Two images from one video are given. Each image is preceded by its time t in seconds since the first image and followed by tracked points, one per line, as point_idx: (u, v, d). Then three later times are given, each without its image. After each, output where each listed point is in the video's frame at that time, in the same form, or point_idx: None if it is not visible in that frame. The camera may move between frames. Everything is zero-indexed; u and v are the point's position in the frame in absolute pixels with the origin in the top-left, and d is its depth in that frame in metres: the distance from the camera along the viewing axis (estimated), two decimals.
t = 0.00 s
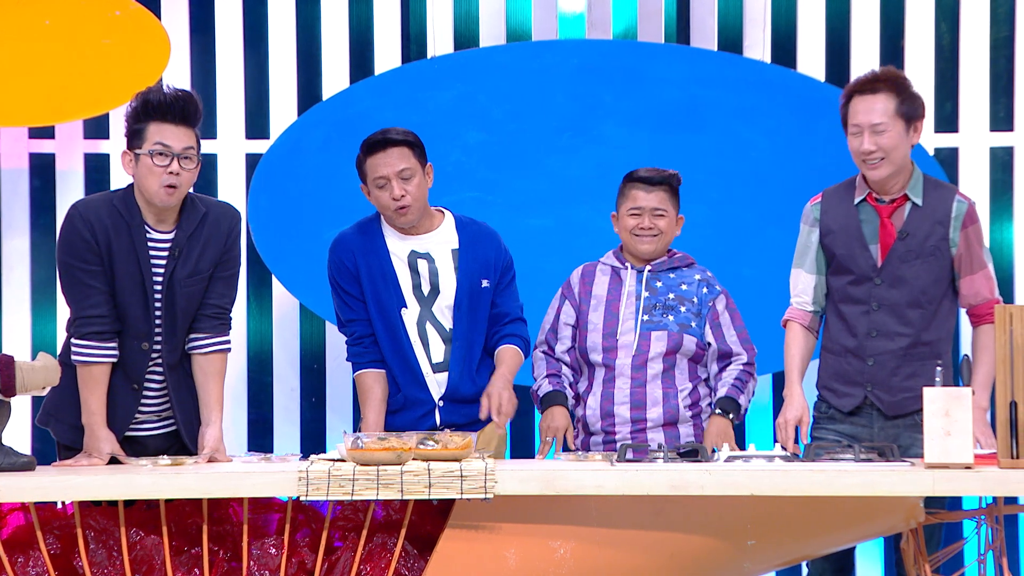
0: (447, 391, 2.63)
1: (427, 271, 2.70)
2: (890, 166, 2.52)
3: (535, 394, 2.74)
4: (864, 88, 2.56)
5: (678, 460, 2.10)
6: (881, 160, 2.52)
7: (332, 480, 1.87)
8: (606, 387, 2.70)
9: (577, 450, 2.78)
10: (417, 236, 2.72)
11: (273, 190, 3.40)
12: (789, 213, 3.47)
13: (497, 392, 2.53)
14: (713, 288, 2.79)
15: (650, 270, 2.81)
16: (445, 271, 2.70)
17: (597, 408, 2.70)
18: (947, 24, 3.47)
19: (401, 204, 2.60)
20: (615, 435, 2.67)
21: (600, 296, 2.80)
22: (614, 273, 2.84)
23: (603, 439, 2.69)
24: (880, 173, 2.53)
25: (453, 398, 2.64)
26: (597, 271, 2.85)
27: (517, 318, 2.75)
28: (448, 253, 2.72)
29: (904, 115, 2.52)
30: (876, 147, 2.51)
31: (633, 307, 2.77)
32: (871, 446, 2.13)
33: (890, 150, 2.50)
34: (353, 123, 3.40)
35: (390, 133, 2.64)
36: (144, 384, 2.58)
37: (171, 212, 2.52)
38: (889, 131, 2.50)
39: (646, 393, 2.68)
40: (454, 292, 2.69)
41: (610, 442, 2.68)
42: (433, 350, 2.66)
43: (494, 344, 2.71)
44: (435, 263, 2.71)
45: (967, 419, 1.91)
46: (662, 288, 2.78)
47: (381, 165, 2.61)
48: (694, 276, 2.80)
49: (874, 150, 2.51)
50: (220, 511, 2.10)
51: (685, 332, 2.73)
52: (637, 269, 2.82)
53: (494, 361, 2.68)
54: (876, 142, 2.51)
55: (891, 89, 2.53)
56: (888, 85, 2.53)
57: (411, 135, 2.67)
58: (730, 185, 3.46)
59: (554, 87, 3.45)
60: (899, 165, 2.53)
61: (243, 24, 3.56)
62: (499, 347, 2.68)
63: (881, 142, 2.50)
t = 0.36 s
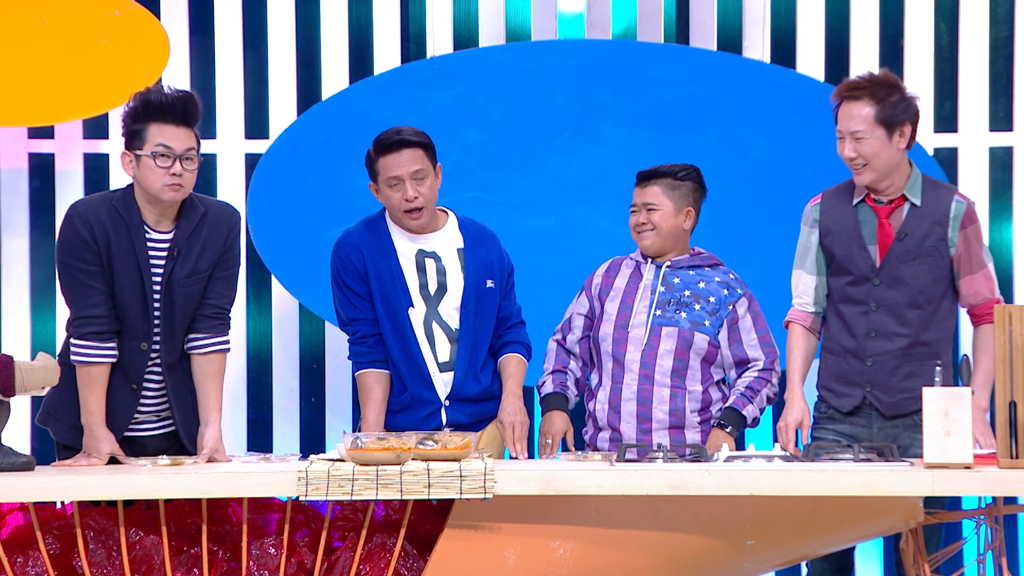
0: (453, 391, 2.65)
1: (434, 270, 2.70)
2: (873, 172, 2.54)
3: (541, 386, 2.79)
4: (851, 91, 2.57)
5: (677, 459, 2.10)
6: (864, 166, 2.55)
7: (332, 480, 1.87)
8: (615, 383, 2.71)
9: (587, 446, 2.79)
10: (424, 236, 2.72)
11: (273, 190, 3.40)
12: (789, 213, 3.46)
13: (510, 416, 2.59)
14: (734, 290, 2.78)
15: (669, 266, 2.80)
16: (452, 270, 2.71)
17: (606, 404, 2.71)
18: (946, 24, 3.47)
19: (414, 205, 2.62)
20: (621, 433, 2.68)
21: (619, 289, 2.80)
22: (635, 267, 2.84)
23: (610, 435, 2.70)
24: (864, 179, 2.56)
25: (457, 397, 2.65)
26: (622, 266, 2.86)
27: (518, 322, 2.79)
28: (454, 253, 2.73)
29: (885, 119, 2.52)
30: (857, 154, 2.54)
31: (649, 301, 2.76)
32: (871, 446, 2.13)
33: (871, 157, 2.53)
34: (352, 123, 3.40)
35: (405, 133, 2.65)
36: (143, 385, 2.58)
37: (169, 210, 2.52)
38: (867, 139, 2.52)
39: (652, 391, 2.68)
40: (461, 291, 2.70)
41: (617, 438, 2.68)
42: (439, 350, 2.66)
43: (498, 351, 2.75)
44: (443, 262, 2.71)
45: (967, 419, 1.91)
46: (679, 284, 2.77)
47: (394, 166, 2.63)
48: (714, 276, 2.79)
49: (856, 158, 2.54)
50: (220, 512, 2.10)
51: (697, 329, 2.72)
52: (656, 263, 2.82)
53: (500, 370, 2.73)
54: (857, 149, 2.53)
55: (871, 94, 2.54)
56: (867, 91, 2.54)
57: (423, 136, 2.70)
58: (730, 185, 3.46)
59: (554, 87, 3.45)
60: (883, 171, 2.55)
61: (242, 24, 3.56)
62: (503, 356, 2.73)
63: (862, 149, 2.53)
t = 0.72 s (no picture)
0: (449, 391, 2.64)
1: (432, 270, 2.70)
2: (870, 173, 2.54)
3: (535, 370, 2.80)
4: (852, 90, 2.56)
5: (676, 459, 2.10)
6: (863, 167, 2.55)
7: (330, 480, 1.87)
8: (620, 385, 2.71)
9: (593, 447, 2.79)
10: (426, 236, 2.72)
11: (272, 190, 3.40)
12: (788, 214, 3.47)
13: (505, 421, 2.54)
14: (737, 289, 2.78)
15: (670, 266, 2.80)
16: (450, 270, 2.71)
17: (612, 406, 2.71)
18: (944, 24, 3.47)
19: (421, 210, 2.63)
20: (627, 434, 2.68)
21: (621, 290, 2.80)
22: (636, 267, 2.84)
23: (616, 436, 2.70)
24: (861, 180, 2.56)
25: (455, 397, 2.65)
26: (625, 266, 2.86)
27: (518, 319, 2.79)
28: (452, 252, 2.73)
29: (885, 120, 2.52)
30: (857, 154, 2.53)
31: (651, 301, 2.76)
32: (870, 446, 2.13)
33: (870, 157, 2.52)
34: (351, 123, 3.41)
35: (416, 137, 2.63)
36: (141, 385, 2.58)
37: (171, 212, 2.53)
38: (867, 139, 2.52)
39: (659, 394, 2.67)
40: (458, 290, 2.71)
41: (624, 440, 2.68)
42: (437, 350, 2.67)
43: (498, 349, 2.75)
44: (440, 263, 2.71)
45: (965, 418, 1.91)
46: (681, 283, 2.76)
47: (403, 169, 2.61)
48: (716, 274, 2.78)
49: (855, 157, 2.54)
50: (218, 512, 2.11)
51: (701, 328, 2.71)
52: (658, 263, 2.82)
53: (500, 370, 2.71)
54: (856, 149, 2.53)
55: (872, 95, 2.53)
56: (869, 91, 2.54)
57: (434, 138, 2.67)
58: (729, 185, 3.46)
59: (552, 87, 3.45)
60: (881, 172, 2.55)
61: (241, 24, 3.56)
62: (503, 353, 2.72)
63: (861, 149, 2.53)
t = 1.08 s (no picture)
0: (447, 391, 2.64)
1: (430, 270, 2.70)
2: (869, 173, 2.54)
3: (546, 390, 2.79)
4: (851, 90, 2.56)
5: (675, 459, 2.10)
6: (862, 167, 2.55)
7: (330, 480, 1.87)
8: (623, 387, 2.70)
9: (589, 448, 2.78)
10: (425, 236, 2.72)
11: (271, 190, 3.40)
12: (787, 213, 3.47)
13: (506, 421, 2.54)
14: (738, 292, 2.79)
15: (671, 266, 2.80)
16: (449, 271, 2.71)
17: (614, 409, 2.70)
18: (943, 24, 3.47)
19: (418, 211, 2.62)
20: (629, 436, 2.67)
21: (623, 290, 2.79)
22: (636, 266, 2.83)
23: (617, 438, 2.68)
24: (859, 181, 2.56)
25: (453, 398, 2.65)
26: (619, 265, 2.84)
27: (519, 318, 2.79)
28: (451, 252, 2.73)
29: (884, 120, 2.51)
30: (854, 154, 2.53)
31: (655, 303, 2.76)
32: (869, 446, 2.13)
33: (868, 158, 2.52)
34: (350, 123, 3.40)
35: (416, 138, 2.62)
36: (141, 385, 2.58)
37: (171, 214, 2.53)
38: (865, 139, 2.51)
39: (664, 398, 2.68)
40: (457, 291, 2.71)
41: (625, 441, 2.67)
42: (434, 350, 2.67)
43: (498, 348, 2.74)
44: (439, 263, 2.71)
45: (964, 418, 1.91)
46: (685, 286, 2.77)
47: (402, 171, 2.61)
48: (718, 277, 2.80)
49: (852, 158, 2.54)
50: (217, 512, 2.11)
51: (706, 331, 2.72)
52: (659, 263, 2.82)
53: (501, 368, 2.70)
54: (854, 150, 2.53)
55: (869, 95, 2.53)
56: (867, 91, 2.53)
57: (434, 140, 2.66)
58: (728, 184, 3.46)
59: (551, 87, 3.45)
60: (880, 172, 2.54)
61: (240, 24, 3.56)
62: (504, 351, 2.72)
63: (859, 150, 2.53)
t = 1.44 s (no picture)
0: (449, 392, 2.65)
1: (429, 271, 2.70)
2: (865, 175, 2.54)
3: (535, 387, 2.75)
4: (852, 92, 2.55)
5: (674, 459, 2.10)
6: (857, 169, 2.55)
7: (328, 480, 1.87)
8: (624, 387, 2.69)
9: (586, 448, 2.77)
10: (425, 236, 2.72)
11: (270, 189, 3.40)
12: (786, 213, 3.47)
13: (503, 419, 2.53)
14: (737, 293, 2.80)
15: (671, 266, 2.81)
16: (448, 273, 2.71)
17: (614, 409, 2.69)
18: (942, 24, 3.47)
19: (413, 212, 2.62)
20: (630, 435, 2.66)
21: (622, 291, 2.79)
22: (634, 267, 2.83)
23: (617, 439, 2.68)
24: (856, 181, 2.56)
25: (455, 398, 2.65)
26: (617, 266, 2.84)
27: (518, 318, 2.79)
28: (450, 254, 2.73)
29: (882, 124, 2.51)
30: (851, 155, 2.53)
31: (656, 304, 2.76)
32: (867, 446, 2.13)
33: (864, 160, 2.52)
34: (349, 123, 3.40)
35: (412, 139, 2.62)
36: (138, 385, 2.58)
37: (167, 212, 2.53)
38: (861, 141, 2.52)
39: (665, 398, 2.68)
40: (455, 292, 2.71)
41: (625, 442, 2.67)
42: (434, 351, 2.67)
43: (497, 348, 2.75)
44: (438, 264, 2.71)
45: (963, 418, 1.91)
46: (685, 287, 2.77)
47: (398, 171, 2.61)
48: (717, 279, 2.81)
49: (849, 159, 2.54)
50: (215, 511, 2.11)
51: (707, 333, 2.73)
52: (659, 265, 2.82)
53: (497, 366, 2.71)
54: (851, 151, 2.53)
55: (870, 98, 2.53)
56: (868, 93, 2.53)
57: (431, 141, 2.66)
58: (727, 184, 3.46)
59: (550, 87, 3.45)
60: (875, 174, 2.54)
61: (239, 24, 3.56)
62: (502, 352, 2.73)
63: (856, 151, 2.52)
